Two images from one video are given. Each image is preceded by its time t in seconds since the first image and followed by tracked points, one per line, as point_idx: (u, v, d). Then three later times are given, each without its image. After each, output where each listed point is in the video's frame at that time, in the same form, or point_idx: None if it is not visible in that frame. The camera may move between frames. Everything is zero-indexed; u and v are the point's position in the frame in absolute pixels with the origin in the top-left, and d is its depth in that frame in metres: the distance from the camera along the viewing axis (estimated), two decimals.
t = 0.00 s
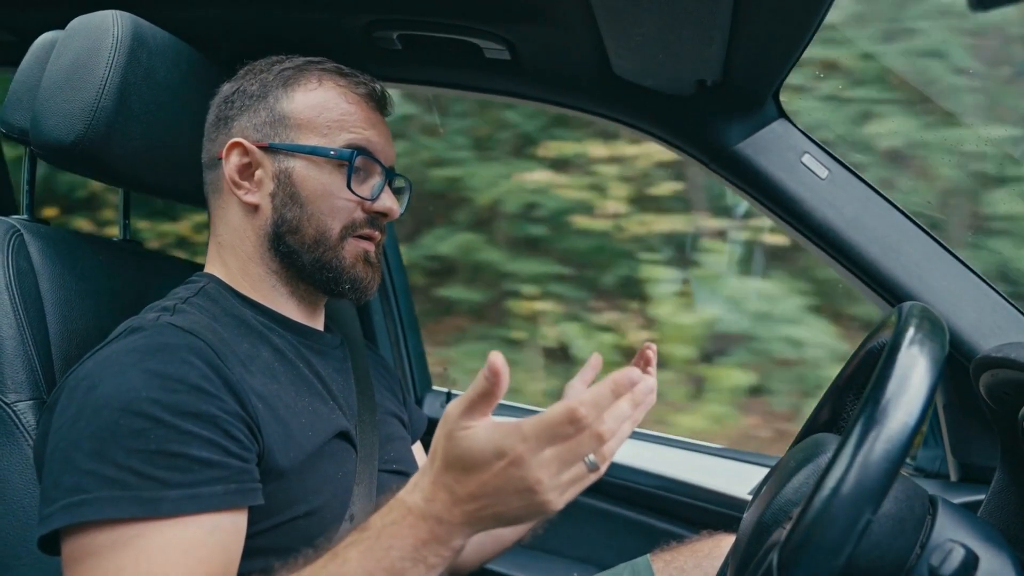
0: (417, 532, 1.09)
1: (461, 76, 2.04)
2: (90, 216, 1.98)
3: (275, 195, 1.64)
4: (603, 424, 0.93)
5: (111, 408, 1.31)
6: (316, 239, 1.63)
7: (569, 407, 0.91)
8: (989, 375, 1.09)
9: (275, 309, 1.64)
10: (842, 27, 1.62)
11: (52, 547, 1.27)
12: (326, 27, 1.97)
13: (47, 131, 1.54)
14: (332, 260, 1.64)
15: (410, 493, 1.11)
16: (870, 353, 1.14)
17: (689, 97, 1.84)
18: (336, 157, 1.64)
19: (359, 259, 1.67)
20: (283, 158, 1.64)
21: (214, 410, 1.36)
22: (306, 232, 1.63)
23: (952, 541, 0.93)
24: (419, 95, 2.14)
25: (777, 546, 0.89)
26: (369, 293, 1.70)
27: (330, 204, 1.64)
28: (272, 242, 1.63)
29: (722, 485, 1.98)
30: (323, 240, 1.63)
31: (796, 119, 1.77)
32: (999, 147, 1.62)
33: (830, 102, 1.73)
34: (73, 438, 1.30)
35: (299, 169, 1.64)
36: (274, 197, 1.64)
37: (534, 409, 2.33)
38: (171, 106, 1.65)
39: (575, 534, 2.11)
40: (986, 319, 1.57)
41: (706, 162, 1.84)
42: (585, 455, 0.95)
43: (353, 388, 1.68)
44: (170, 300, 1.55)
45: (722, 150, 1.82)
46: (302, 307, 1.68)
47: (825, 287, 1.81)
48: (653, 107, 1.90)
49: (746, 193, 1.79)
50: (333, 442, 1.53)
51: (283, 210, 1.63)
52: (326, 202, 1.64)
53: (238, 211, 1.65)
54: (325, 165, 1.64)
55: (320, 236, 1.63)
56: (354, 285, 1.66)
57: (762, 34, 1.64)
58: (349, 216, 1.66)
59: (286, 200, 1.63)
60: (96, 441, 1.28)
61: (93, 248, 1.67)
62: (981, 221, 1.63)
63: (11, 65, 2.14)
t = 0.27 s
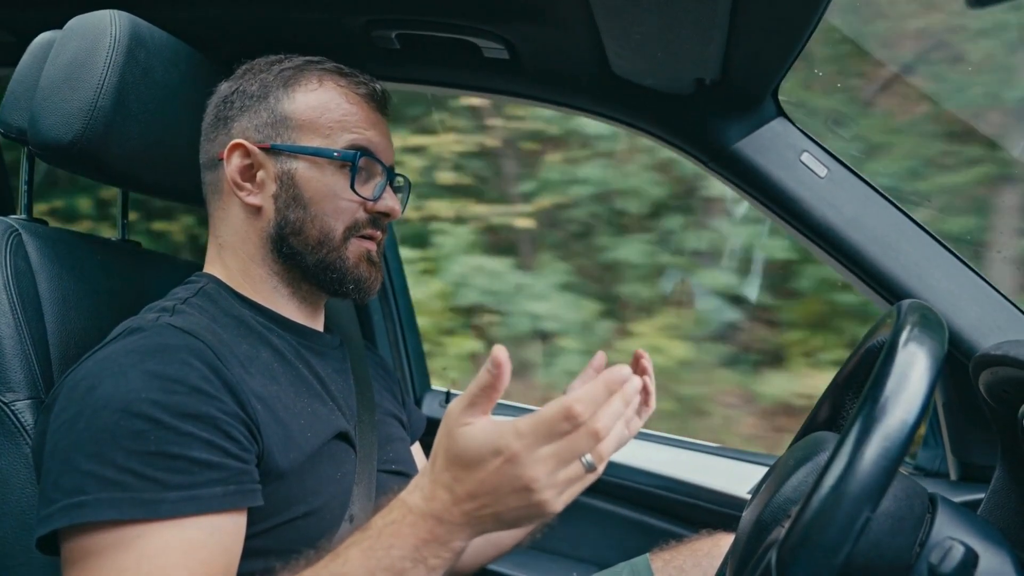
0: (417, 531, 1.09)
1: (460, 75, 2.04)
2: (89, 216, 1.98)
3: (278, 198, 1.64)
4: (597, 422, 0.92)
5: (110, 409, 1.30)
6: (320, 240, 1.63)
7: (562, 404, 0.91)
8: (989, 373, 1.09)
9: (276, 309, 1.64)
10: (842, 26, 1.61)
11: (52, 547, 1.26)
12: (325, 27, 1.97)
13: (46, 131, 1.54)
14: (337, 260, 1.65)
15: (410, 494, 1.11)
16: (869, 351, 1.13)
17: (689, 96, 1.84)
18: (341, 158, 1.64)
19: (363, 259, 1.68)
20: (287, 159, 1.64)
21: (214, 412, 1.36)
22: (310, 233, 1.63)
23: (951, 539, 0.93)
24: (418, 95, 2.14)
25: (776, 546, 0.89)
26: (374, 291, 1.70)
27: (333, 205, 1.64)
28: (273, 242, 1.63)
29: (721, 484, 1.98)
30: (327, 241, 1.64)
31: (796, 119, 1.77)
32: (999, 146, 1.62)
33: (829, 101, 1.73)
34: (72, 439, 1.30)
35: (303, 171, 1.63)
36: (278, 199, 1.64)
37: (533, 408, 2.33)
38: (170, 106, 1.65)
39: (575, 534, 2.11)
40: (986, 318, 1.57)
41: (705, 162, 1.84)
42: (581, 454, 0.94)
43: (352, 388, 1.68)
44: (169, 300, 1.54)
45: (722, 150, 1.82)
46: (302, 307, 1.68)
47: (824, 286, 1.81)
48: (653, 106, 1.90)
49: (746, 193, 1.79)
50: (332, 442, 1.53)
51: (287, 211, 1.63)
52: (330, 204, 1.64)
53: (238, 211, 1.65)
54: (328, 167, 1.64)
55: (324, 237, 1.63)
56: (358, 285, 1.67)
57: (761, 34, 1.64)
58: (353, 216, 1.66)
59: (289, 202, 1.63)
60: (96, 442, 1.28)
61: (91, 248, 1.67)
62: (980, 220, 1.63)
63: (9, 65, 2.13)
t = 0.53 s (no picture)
0: (420, 532, 1.09)
1: (457, 70, 2.03)
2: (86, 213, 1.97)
3: (277, 191, 1.63)
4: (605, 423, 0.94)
5: (108, 407, 1.29)
6: (321, 231, 1.63)
7: (574, 407, 0.92)
8: (988, 369, 1.08)
9: (274, 305, 1.63)
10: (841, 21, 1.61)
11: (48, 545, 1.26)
12: (322, 23, 1.96)
13: (41, 127, 1.53)
14: (339, 252, 1.64)
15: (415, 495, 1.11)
16: (869, 347, 1.13)
17: (687, 92, 1.84)
18: (337, 148, 1.64)
19: (365, 250, 1.67)
20: (284, 153, 1.63)
21: (212, 409, 1.35)
22: (310, 224, 1.63)
23: (952, 535, 0.93)
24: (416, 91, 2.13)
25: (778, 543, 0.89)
26: (377, 281, 1.71)
27: (333, 195, 1.64)
28: (271, 237, 1.62)
29: (720, 482, 1.98)
30: (328, 233, 1.63)
31: (795, 115, 1.77)
32: (998, 141, 1.61)
33: (828, 97, 1.72)
34: (69, 437, 1.29)
35: (301, 163, 1.63)
36: (277, 193, 1.63)
37: (531, 405, 2.32)
38: (166, 102, 1.64)
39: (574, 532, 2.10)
40: (986, 314, 1.56)
41: (705, 158, 1.83)
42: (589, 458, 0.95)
43: (350, 385, 1.67)
44: (166, 297, 1.54)
45: (721, 145, 1.81)
46: (300, 303, 1.68)
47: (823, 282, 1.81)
48: (652, 102, 1.89)
49: (745, 189, 1.78)
50: (330, 440, 1.52)
51: (286, 205, 1.62)
52: (329, 194, 1.64)
53: (235, 207, 1.64)
54: (326, 157, 1.64)
55: (325, 228, 1.63)
56: (361, 277, 1.66)
57: (761, 29, 1.63)
58: (353, 206, 1.66)
59: (289, 194, 1.63)
60: (93, 440, 1.27)
61: (87, 245, 1.66)
62: (980, 216, 1.62)
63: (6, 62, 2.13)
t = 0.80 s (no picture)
0: (423, 529, 1.11)
1: (457, 66, 2.03)
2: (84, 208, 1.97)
3: (276, 184, 1.63)
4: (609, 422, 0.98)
5: (107, 402, 1.29)
6: (320, 223, 1.62)
7: (582, 402, 0.95)
8: (989, 365, 1.08)
9: (274, 300, 1.63)
10: (841, 16, 1.60)
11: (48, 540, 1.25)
12: (321, 18, 1.96)
13: (39, 122, 1.52)
14: (339, 244, 1.64)
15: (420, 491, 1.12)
16: (869, 343, 1.13)
17: (687, 87, 1.83)
18: (336, 140, 1.64)
19: (365, 242, 1.67)
20: (283, 145, 1.62)
21: (211, 403, 1.35)
22: (310, 217, 1.62)
23: (953, 532, 0.92)
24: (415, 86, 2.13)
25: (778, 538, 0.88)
26: (376, 275, 1.71)
27: (331, 187, 1.64)
28: (270, 231, 1.62)
29: (720, 478, 1.98)
30: (328, 225, 1.63)
31: (794, 110, 1.76)
32: (998, 137, 1.61)
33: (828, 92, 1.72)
34: (69, 432, 1.28)
35: (300, 156, 1.62)
36: (276, 185, 1.63)
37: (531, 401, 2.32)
38: (165, 96, 1.64)
39: (575, 529, 2.10)
40: (987, 309, 1.56)
41: (705, 153, 1.83)
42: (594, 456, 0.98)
43: (349, 381, 1.67)
44: (165, 293, 1.53)
45: (722, 141, 1.81)
46: (300, 298, 1.67)
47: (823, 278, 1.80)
48: (652, 97, 1.89)
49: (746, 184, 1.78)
50: (329, 436, 1.52)
51: (286, 197, 1.62)
52: (328, 186, 1.63)
53: (234, 201, 1.64)
54: (326, 150, 1.63)
55: (325, 220, 1.63)
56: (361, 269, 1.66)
57: (761, 24, 1.63)
58: (352, 198, 1.66)
59: (288, 187, 1.62)
60: (92, 435, 1.27)
61: (86, 240, 1.66)
62: (980, 212, 1.62)
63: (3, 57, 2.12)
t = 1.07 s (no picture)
0: (427, 530, 1.17)
1: (455, 62, 2.02)
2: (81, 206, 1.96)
3: (272, 180, 1.63)
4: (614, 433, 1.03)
5: (104, 399, 1.29)
6: (318, 218, 1.63)
7: (593, 406, 1.03)
8: (987, 361, 1.08)
9: (271, 297, 1.63)
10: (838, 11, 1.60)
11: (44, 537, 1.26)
12: (318, 15, 1.95)
13: (35, 119, 1.52)
14: (335, 239, 1.64)
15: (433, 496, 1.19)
16: (866, 341, 1.12)
17: (685, 84, 1.83)
18: (333, 135, 1.64)
19: (361, 237, 1.68)
20: (279, 141, 1.63)
21: (207, 400, 1.35)
22: (308, 212, 1.63)
23: (951, 526, 0.93)
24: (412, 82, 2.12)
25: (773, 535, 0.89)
26: (374, 270, 1.71)
27: (329, 181, 1.64)
28: (267, 227, 1.62)
29: (719, 474, 1.98)
30: (325, 220, 1.63)
31: (792, 106, 1.76)
32: (996, 133, 1.60)
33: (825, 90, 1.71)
34: (66, 429, 1.28)
35: (297, 151, 1.63)
36: (272, 181, 1.63)
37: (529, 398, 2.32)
38: (162, 94, 1.64)
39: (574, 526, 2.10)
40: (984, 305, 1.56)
41: (702, 150, 1.83)
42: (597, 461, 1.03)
43: (345, 379, 1.67)
44: (161, 289, 1.53)
45: (719, 137, 1.81)
46: (297, 294, 1.67)
47: (821, 276, 1.80)
48: (650, 94, 1.88)
49: (744, 181, 1.78)
50: (326, 432, 1.52)
51: (283, 192, 1.62)
52: (325, 180, 1.64)
53: (230, 198, 1.63)
54: (322, 145, 1.63)
55: (322, 215, 1.63)
56: (359, 263, 1.67)
57: (758, 20, 1.63)
58: (348, 192, 1.66)
59: (284, 182, 1.62)
60: (89, 432, 1.27)
61: (83, 238, 1.65)
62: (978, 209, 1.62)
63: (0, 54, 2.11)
